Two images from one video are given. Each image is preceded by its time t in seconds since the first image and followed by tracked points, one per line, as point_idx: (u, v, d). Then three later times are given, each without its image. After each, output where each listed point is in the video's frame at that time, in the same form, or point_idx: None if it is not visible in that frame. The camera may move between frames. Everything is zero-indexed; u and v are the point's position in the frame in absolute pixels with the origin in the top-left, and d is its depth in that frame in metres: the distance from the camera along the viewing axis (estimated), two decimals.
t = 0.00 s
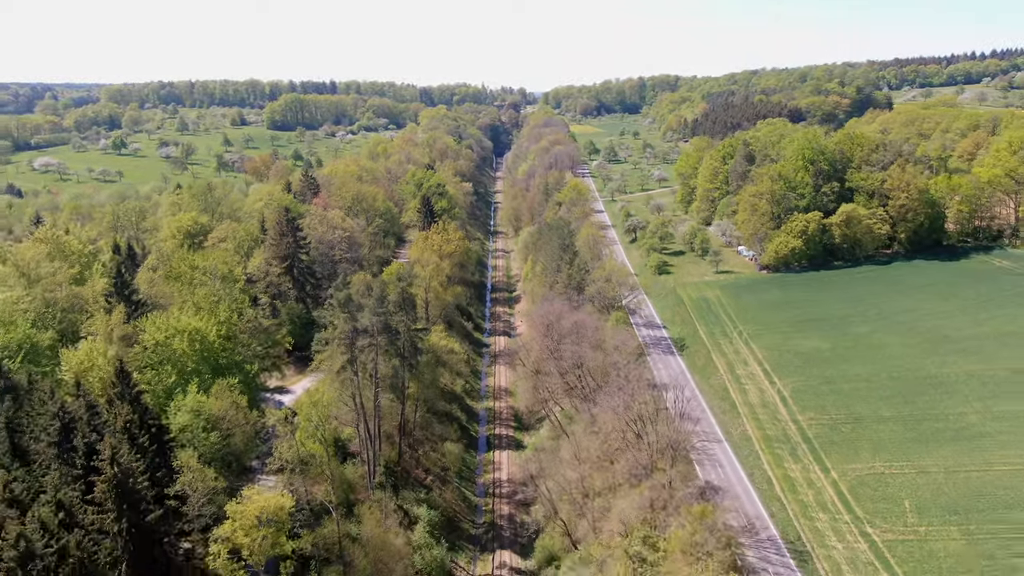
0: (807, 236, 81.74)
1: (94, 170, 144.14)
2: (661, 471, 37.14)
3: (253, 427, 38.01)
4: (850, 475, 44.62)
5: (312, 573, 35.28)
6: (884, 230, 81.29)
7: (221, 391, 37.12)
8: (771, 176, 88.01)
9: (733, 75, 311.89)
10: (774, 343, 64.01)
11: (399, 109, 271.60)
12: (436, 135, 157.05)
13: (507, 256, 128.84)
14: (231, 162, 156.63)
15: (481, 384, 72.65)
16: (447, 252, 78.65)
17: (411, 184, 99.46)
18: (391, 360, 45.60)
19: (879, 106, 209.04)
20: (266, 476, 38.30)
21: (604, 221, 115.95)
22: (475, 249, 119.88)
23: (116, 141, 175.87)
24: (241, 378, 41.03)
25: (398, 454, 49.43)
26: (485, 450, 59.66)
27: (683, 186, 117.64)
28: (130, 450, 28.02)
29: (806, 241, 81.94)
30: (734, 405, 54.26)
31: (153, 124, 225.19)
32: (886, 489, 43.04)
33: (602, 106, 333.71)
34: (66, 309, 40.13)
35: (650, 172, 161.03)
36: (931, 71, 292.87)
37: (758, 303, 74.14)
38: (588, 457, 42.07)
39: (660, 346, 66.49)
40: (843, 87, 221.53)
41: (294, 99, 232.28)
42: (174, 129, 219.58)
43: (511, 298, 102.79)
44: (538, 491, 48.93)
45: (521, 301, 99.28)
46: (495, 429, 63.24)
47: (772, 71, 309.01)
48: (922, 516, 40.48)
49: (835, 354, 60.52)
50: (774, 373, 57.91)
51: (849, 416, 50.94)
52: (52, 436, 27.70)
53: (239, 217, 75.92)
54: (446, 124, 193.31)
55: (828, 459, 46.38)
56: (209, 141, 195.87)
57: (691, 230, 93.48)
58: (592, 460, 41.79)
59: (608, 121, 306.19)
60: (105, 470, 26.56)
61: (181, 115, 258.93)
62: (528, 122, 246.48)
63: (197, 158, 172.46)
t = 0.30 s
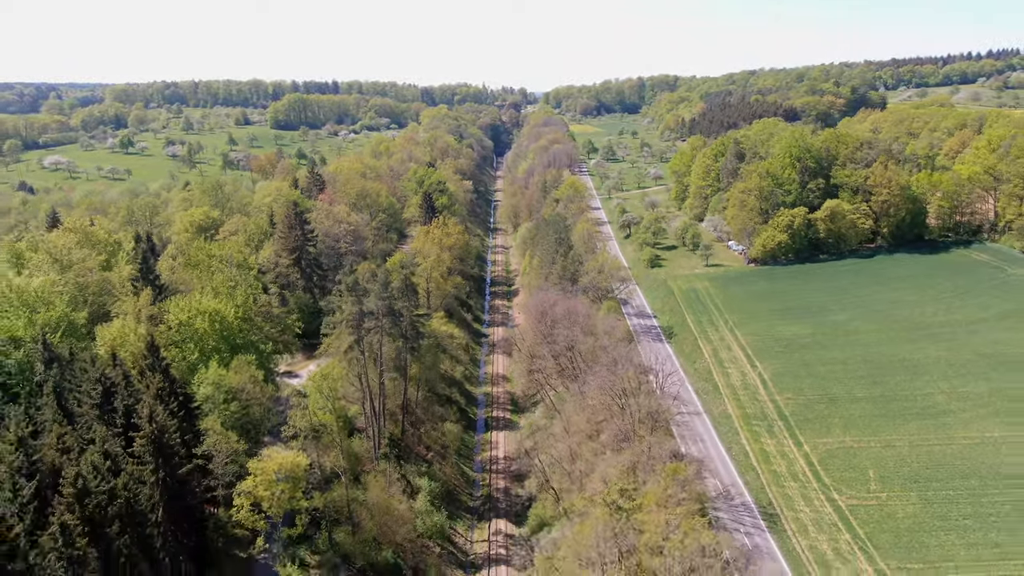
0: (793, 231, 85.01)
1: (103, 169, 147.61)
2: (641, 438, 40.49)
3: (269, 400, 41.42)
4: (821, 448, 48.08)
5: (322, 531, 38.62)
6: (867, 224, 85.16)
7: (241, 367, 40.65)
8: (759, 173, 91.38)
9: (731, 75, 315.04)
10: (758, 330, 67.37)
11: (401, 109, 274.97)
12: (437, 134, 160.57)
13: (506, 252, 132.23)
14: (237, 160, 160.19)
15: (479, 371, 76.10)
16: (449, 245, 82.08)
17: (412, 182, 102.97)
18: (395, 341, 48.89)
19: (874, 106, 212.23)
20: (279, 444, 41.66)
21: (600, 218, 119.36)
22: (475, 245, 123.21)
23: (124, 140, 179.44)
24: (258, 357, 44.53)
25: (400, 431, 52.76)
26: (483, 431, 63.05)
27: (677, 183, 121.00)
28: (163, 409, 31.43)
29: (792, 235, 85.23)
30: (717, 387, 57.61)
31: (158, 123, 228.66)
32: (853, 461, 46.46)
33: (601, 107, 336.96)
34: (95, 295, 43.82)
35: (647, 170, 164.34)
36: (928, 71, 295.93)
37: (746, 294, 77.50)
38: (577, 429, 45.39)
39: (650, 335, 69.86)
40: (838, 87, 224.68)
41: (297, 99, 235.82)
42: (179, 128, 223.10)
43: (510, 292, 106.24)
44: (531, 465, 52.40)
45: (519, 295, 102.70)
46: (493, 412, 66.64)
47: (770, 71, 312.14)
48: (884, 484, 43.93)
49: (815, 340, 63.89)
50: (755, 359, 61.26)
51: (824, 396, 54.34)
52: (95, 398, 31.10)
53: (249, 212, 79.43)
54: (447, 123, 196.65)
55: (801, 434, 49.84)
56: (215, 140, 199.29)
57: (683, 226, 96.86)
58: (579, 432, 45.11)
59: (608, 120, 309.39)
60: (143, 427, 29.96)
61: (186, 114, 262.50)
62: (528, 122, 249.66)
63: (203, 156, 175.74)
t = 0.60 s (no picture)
0: (782, 226, 88.38)
1: (115, 167, 151.24)
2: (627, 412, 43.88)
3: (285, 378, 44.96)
4: (799, 425, 51.43)
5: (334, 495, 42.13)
6: (854, 219, 88.24)
7: (259, 346, 44.26)
8: (751, 170, 94.75)
9: (732, 76, 317.99)
10: (746, 319, 70.71)
11: (405, 109, 278.52)
12: (441, 133, 164.10)
13: (508, 248, 135.62)
14: (245, 159, 163.78)
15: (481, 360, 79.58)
16: (452, 239, 85.60)
17: (417, 179, 106.56)
18: (401, 325, 52.37)
19: (871, 106, 215.16)
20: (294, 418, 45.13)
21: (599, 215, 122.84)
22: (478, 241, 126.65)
23: (134, 139, 183.19)
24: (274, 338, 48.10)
25: (405, 411, 56.23)
26: (484, 414, 66.52)
27: (674, 181, 124.31)
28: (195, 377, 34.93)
29: (781, 230, 88.61)
30: (705, 371, 61.00)
31: (166, 123, 232.39)
32: (828, 436, 49.85)
33: (604, 107, 340.18)
34: (123, 282, 47.52)
35: (647, 169, 167.54)
36: (927, 71, 298.56)
37: (736, 287, 80.86)
38: (569, 405, 48.80)
39: (643, 324, 73.28)
40: (836, 87, 227.61)
41: (303, 99, 239.52)
42: (187, 127, 226.82)
43: (511, 286, 109.68)
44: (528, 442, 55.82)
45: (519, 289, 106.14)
46: (493, 396, 70.10)
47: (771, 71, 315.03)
48: (855, 457, 47.28)
49: (799, 328, 67.22)
50: (742, 345, 64.64)
51: (804, 379, 57.69)
52: (133, 367, 34.57)
53: (260, 207, 83.04)
54: (451, 123, 200.10)
55: (781, 413, 53.22)
56: (223, 139, 202.91)
57: (678, 222, 100.25)
58: (572, 408, 48.52)
59: (610, 121, 312.59)
60: (178, 392, 33.38)
61: (194, 114, 266.21)
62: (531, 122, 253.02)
63: (211, 154, 179.34)
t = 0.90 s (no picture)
0: (774, 222, 91.74)
1: (128, 166, 155.05)
2: (618, 389, 47.26)
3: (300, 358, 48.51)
4: (781, 406, 54.87)
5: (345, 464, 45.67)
6: (844, 216, 91.71)
7: (276, 328, 47.90)
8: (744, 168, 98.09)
9: (733, 76, 321.02)
10: (736, 310, 74.12)
11: (410, 109, 282.22)
12: (446, 133, 167.68)
13: (511, 245, 139.09)
14: (254, 158, 167.57)
15: (483, 349, 83.15)
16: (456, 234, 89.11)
17: (422, 177, 110.09)
18: (407, 311, 55.90)
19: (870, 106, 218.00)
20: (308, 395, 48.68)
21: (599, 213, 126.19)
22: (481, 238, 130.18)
23: (145, 139, 187.17)
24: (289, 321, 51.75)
25: (411, 393, 59.78)
26: (486, 399, 70.07)
27: (672, 179, 127.65)
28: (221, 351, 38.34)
29: (773, 226, 91.98)
30: (695, 357, 64.41)
31: (176, 123, 236.40)
32: (807, 415, 53.28)
33: (607, 107, 343.47)
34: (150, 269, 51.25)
35: (647, 168, 170.87)
36: (927, 71, 301.13)
37: (728, 280, 84.25)
38: (564, 385, 52.31)
39: (638, 314, 76.74)
40: (836, 87, 230.50)
41: (310, 100, 243.39)
42: (196, 127, 230.78)
43: (513, 281, 113.20)
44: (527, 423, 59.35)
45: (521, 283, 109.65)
46: (495, 383, 73.67)
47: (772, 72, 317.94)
48: (831, 434, 50.70)
49: (785, 318, 70.66)
50: (730, 333, 68.04)
51: (788, 364, 61.08)
52: (165, 344, 38.06)
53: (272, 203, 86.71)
54: (455, 123, 203.66)
55: (764, 395, 56.62)
56: (232, 139, 206.76)
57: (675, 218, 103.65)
58: (567, 387, 52.03)
59: (613, 121, 315.88)
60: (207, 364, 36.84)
61: (202, 114, 270.21)
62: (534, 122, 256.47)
63: (220, 153, 183.16)
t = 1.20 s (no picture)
0: (765, 217, 95.04)
1: (138, 165, 158.79)
2: (608, 369, 50.70)
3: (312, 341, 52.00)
4: (763, 388, 58.31)
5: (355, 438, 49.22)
6: (832, 212, 95.06)
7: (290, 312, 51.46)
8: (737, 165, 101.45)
9: (733, 77, 324.11)
10: (726, 301, 77.48)
11: (414, 109, 285.82)
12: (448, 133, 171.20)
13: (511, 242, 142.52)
14: (261, 157, 171.33)
15: (484, 340, 86.60)
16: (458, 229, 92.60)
17: (425, 175, 113.62)
18: (411, 298, 59.38)
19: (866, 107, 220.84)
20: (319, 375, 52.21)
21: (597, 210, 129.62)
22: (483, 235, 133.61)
23: (154, 138, 190.91)
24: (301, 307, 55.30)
25: (415, 377, 63.26)
26: (486, 385, 73.59)
27: (669, 178, 131.02)
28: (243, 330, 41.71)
29: (764, 222, 95.29)
30: (685, 344, 67.81)
31: (183, 123, 240.22)
32: (787, 396, 56.72)
33: (608, 107, 346.73)
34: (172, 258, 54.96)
35: (646, 167, 174.17)
36: (925, 72, 303.89)
37: (720, 273, 87.63)
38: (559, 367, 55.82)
39: (632, 305, 80.16)
40: (834, 88, 233.40)
41: (315, 100, 247.05)
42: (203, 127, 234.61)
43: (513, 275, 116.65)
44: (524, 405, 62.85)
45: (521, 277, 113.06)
46: (495, 370, 77.19)
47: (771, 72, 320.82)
48: (809, 413, 54.12)
49: (772, 308, 74.06)
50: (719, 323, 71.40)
51: (772, 351, 64.46)
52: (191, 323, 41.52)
53: (282, 199, 90.30)
54: (458, 123, 207.20)
55: (749, 379, 60.03)
56: (238, 138, 210.54)
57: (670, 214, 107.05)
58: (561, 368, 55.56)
59: (614, 121, 319.16)
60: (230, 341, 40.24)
61: (209, 114, 274.12)
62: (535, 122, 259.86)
63: (228, 152, 186.97)
